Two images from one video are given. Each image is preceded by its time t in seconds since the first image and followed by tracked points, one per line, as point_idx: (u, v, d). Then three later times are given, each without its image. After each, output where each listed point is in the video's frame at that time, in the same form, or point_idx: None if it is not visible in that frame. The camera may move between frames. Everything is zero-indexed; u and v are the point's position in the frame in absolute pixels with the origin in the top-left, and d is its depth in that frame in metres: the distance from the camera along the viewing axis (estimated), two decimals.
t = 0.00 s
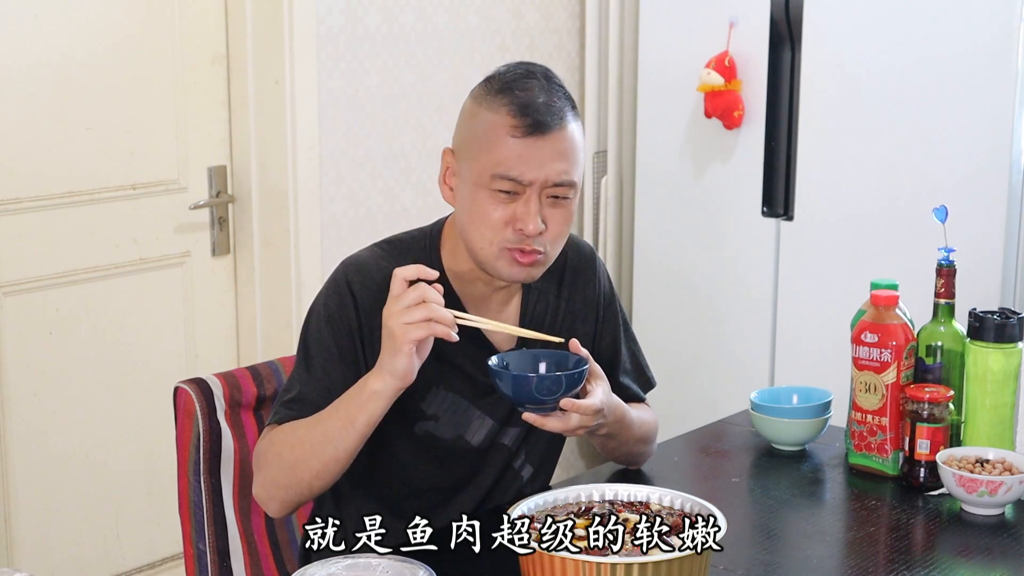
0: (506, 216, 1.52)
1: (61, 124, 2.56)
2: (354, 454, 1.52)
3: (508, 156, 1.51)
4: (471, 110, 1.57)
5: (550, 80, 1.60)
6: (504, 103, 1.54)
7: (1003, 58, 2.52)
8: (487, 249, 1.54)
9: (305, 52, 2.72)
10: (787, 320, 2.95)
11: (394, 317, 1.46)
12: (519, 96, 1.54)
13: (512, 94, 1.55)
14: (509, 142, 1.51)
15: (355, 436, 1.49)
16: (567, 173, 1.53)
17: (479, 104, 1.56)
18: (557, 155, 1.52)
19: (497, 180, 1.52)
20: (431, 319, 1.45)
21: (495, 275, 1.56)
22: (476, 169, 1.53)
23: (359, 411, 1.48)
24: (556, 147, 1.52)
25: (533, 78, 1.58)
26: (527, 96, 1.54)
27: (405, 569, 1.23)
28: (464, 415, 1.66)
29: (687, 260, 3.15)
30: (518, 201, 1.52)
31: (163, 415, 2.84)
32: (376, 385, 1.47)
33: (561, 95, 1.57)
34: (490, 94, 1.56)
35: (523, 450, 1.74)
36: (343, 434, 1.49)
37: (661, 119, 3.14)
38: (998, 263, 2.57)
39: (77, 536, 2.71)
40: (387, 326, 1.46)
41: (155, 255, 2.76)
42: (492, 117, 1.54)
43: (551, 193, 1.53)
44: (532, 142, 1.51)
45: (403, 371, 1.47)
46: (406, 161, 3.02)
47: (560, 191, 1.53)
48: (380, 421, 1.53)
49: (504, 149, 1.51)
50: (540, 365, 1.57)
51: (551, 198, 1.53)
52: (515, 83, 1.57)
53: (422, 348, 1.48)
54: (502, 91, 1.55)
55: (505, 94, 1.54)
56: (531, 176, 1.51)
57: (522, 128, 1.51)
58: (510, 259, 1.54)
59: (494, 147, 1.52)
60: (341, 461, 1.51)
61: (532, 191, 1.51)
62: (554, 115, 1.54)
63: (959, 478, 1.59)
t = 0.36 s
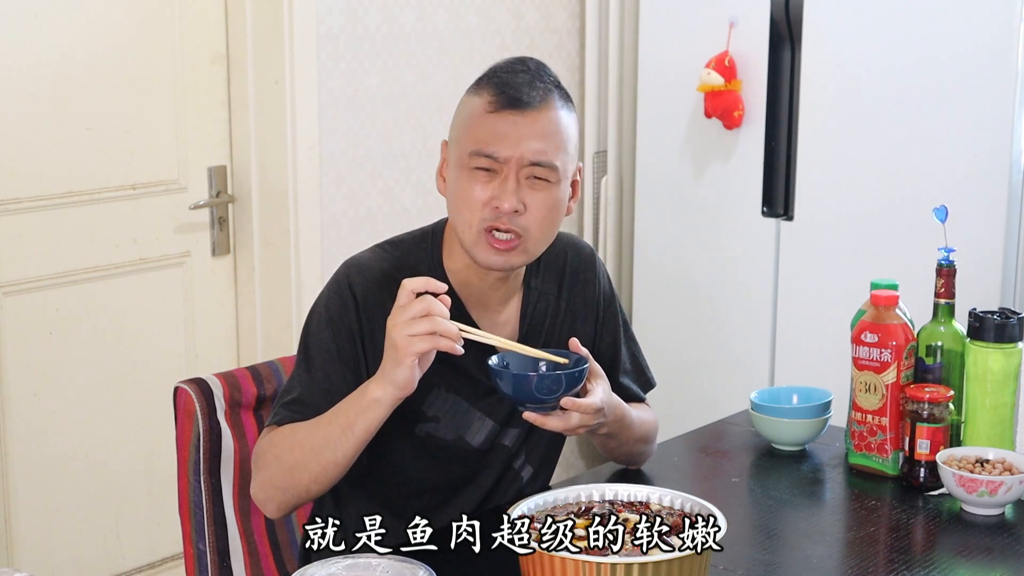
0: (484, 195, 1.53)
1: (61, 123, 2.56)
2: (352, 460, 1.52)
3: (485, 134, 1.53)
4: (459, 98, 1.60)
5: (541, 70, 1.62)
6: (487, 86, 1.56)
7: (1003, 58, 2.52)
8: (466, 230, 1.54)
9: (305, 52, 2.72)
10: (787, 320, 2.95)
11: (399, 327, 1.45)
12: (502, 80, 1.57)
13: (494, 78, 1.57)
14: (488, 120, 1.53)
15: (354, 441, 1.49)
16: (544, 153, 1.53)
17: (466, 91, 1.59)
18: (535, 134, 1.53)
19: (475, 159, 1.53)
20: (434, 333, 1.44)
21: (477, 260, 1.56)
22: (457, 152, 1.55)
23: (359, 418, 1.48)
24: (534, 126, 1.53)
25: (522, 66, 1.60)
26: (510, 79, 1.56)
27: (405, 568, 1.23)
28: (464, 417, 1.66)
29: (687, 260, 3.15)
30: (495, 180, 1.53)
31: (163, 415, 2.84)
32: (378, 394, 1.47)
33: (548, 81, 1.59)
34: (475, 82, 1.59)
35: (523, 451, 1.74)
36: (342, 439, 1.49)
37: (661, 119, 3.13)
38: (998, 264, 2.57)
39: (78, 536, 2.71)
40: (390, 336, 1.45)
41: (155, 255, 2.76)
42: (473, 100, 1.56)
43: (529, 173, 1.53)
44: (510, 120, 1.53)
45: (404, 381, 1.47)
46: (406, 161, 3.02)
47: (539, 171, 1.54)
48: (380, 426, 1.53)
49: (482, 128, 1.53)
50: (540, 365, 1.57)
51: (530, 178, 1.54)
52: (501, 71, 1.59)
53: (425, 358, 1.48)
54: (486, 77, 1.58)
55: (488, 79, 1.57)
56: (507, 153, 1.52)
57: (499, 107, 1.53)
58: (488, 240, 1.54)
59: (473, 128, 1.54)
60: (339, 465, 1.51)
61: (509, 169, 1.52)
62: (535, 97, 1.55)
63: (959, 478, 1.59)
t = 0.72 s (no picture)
0: (478, 194, 1.52)
1: (61, 123, 2.56)
2: (355, 462, 1.53)
3: (479, 133, 1.53)
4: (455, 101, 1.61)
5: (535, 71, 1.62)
6: (481, 86, 1.57)
7: (1003, 58, 2.52)
8: (462, 229, 1.53)
9: (305, 53, 2.72)
10: (787, 320, 2.95)
11: (400, 330, 1.45)
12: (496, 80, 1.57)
13: (489, 78, 1.58)
14: (481, 119, 1.53)
15: (356, 444, 1.49)
16: (537, 150, 1.53)
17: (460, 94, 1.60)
18: (529, 131, 1.53)
19: (468, 158, 1.53)
20: (437, 335, 1.44)
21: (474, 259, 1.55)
22: (452, 152, 1.55)
23: (361, 421, 1.48)
24: (527, 123, 1.53)
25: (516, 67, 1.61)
26: (503, 79, 1.57)
27: (405, 568, 1.23)
28: (464, 418, 1.66)
29: (687, 260, 3.15)
30: (489, 178, 1.53)
31: (163, 415, 2.84)
32: (380, 396, 1.47)
33: (541, 81, 1.59)
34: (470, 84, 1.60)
35: (523, 452, 1.74)
36: (344, 442, 1.49)
37: (661, 119, 3.13)
38: (999, 264, 2.57)
39: (78, 536, 2.71)
40: (392, 338, 1.45)
41: (155, 255, 2.76)
42: (467, 100, 1.57)
43: (523, 171, 1.53)
44: (503, 119, 1.53)
45: (407, 384, 1.47)
46: (406, 161, 3.02)
47: (532, 168, 1.53)
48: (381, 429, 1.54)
49: (476, 127, 1.53)
50: (539, 366, 1.58)
51: (524, 176, 1.54)
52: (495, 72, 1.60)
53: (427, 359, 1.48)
54: (480, 78, 1.59)
55: (482, 80, 1.58)
56: (501, 150, 1.52)
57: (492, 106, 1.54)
58: (484, 238, 1.53)
59: (467, 127, 1.54)
60: (341, 468, 1.51)
61: (503, 167, 1.52)
62: (527, 95, 1.56)
63: (959, 478, 1.59)
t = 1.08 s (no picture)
0: (464, 224, 1.52)
1: (61, 123, 2.56)
2: (356, 462, 1.53)
3: (468, 167, 1.50)
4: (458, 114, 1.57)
5: (539, 92, 1.57)
6: (478, 112, 1.53)
7: (1002, 57, 2.52)
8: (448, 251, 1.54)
9: (305, 53, 2.72)
10: (787, 320, 2.95)
11: (403, 330, 1.45)
12: (495, 108, 1.53)
13: (489, 104, 1.53)
14: (472, 153, 1.50)
15: (358, 444, 1.49)
16: (526, 189, 1.51)
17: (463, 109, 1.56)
18: (518, 171, 1.50)
19: (457, 189, 1.51)
20: (440, 334, 1.44)
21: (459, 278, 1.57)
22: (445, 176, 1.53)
23: (365, 421, 1.48)
24: (517, 162, 1.50)
25: (519, 88, 1.56)
26: (502, 108, 1.52)
27: (405, 568, 1.23)
28: (464, 418, 1.66)
29: (687, 260, 3.14)
30: (476, 210, 1.52)
31: (163, 415, 2.84)
32: (382, 396, 1.47)
33: (541, 108, 1.55)
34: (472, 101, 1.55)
35: (523, 451, 1.74)
36: (347, 442, 1.49)
37: (661, 118, 3.13)
38: (999, 264, 2.57)
39: (77, 535, 2.71)
40: (395, 339, 1.45)
41: (155, 255, 2.76)
42: (464, 124, 1.53)
43: (509, 207, 1.51)
44: (493, 156, 1.49)
45: (410, 384, 1.47)
46: (406, 161, 3.02)
47: (519, 205, 1.51)
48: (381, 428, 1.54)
49: (467, 160, 1.50)
50: (540, 366, 1.58)
51: (511, 211, 1.52)
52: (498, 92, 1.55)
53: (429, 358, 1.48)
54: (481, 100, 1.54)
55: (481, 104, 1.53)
56: (488, 188, 1.50)
57: (484, 140, 1.50)
58: (468, 266, 1.54)
59: (459, 156, 1.51)
60: (343, 468, 1.51)
61: (490, 203, 1.50)
62: (523, 130, 1.51)
63: (959, 478, 1.59)
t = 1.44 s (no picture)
0: (467, 248, 1.51)
1: (61, 123, 2.56)
2: (351, 459, 1.53)
3: (472, 197, 1.48)
4: (461, 135, 1.54)
5: (541, 116, 1.55)
6: (481, 139, 1.51)
7: (1003, 57, 2.52)
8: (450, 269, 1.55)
9: (305, 53, 2.72)
10: (787, 321, 2.95)
11: (397, 332, 1.45)
12: (498, 137, 1.51)
13: (494, 132, 1.51)
14: (476, 183, 1.48)
15: (352, 442, 1.50)
16: (530, 221, 1.50)
17: (467, 133, 1.53)
18: (522, 203, 1.49)
19: (460, 216, 1.50)
20: (433, 336, 1.44)
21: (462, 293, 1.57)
22: (448, 200, 1.52)
23: (359, 420, 1.48)
24: (522, 196, 1.48)
25: (521, 114, 1.54)
26: (506, 137, 1.50)
27: (405, 569, 1.23)
28: (461, 413, 1.66)
29: (687, 260, 3.14)
30: (479, 238, 1.51)
31: (163, 415, 2.84)
32: (375, 396, 1.47)
33: (544, 137, 1.53)
34: (478, 125, 1.53)
35: (521, 450, 1.74)
36: (341, 440, 1.49)
37: (661, 118, 3.13)
38: (999, 264, 2.57)
39: (78, 535, 2.71)
40: (388, 341, 1.45)
41: (155, 255, 2.76)
42: (469, 150, 1.51)
43: (513, 236, 1.51)
44: (497, 188, 1.48)
45: (403, 385, 1.46)
46: (406, 161, 3.02)
47: (523, 235, 1.51)
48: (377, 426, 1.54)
49: (471, 190, 1.48)
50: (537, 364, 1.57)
51: (515, 240, 1.51)
52: (502, 118, 1.53)
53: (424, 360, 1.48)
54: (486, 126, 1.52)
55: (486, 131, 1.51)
56: (492, 218, 1.48)
57: (490, 172, 1.48)
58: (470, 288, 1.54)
59: (463, 184, 1.50)
60: (338, 465, 1.52)
61: (493, 232, 1.49)
62: (528, 162, 1.49)
63: (959, 478, 1.59)
